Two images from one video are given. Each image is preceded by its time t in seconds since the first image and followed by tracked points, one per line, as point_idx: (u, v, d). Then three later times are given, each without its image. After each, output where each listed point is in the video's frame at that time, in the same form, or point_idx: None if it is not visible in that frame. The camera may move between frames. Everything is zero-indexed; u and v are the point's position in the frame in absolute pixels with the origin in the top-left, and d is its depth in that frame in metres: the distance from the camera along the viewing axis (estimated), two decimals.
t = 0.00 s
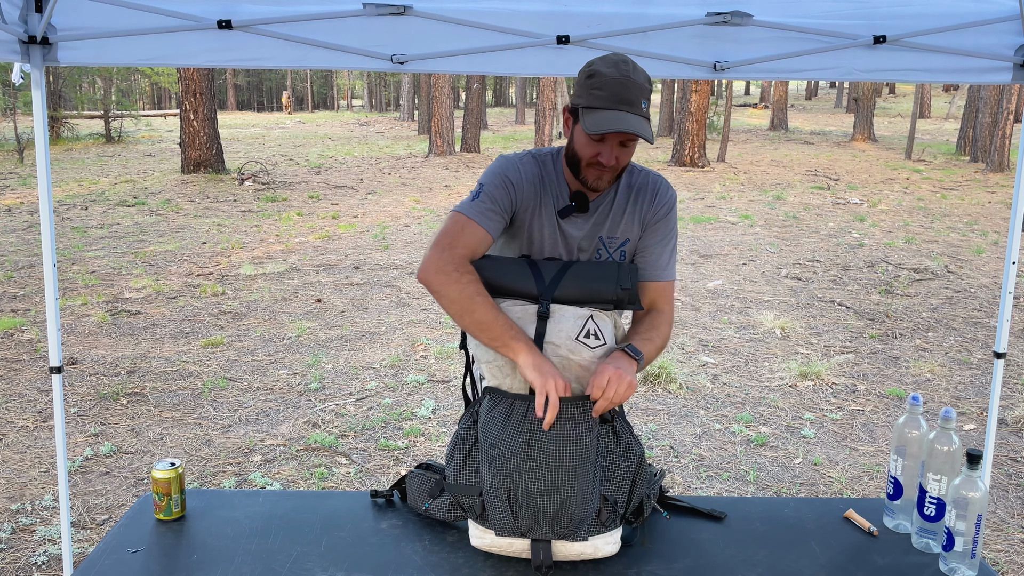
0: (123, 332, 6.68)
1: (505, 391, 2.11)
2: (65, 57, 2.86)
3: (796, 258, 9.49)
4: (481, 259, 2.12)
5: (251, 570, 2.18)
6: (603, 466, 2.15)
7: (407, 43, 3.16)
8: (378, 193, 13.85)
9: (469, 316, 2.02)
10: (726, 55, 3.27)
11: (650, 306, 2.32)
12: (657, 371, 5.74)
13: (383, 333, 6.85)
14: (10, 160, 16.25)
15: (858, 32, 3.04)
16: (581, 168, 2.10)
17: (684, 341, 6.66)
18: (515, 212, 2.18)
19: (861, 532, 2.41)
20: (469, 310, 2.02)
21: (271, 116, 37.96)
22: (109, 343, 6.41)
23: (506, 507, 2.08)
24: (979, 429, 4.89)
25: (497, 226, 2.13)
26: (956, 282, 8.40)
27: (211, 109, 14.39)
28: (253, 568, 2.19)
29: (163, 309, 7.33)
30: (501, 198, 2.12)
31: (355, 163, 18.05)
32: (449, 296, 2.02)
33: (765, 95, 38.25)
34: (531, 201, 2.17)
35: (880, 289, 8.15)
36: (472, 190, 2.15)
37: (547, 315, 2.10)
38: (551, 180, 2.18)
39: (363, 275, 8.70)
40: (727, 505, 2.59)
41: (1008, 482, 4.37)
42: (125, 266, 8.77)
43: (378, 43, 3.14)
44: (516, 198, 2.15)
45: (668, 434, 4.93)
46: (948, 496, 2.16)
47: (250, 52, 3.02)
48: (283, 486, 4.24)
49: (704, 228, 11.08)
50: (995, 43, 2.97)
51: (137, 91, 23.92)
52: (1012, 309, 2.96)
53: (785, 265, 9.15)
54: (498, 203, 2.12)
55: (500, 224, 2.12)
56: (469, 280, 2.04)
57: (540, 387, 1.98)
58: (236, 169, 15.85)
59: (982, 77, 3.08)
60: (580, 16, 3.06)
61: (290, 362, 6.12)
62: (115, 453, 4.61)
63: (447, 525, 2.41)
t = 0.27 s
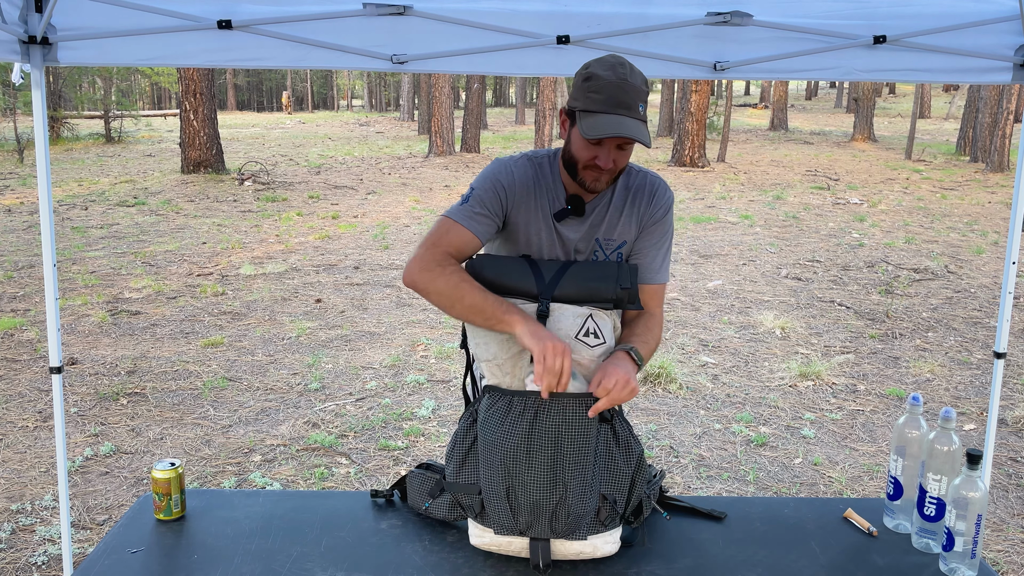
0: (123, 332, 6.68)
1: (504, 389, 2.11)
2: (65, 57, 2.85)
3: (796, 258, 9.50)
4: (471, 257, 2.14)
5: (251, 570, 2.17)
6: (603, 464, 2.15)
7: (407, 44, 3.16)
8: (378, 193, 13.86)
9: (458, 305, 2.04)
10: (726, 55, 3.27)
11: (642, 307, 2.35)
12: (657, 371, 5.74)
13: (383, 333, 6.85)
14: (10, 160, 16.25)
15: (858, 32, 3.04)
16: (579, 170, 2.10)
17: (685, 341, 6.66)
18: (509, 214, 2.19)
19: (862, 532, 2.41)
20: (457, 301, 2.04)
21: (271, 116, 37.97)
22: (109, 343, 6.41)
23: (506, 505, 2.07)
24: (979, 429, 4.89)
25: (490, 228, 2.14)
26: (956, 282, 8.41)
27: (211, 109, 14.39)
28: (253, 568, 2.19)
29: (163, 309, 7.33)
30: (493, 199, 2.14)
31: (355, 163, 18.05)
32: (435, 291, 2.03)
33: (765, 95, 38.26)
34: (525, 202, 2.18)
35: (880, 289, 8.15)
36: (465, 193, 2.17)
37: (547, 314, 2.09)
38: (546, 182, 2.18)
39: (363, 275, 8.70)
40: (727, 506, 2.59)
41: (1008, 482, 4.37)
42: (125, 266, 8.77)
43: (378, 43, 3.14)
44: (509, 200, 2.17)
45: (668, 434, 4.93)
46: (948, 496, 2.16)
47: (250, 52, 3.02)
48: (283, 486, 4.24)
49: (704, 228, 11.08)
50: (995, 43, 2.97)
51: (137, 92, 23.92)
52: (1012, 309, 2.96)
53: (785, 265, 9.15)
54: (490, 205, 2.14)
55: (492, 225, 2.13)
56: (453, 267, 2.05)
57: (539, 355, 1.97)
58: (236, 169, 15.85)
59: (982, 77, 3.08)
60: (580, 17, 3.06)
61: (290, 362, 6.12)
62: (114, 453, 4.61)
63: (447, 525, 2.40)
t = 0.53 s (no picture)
0: (123, 332, 6.68)
1: (504, 389, 2.11)
2: (65, 57, 2.86)
3: (796, 258, 9.50)
4: (463, 256, 2.17)
5: (251, 570, 2.18)
6: (603, 465, 2.15)
7: (407, 44, 3.16)
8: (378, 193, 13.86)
9: (448, 294, 2.05)
10: (726, 55, 3.27)
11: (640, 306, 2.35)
12: (657, 371, 5.74)
13: (383, 332, 6.85)
14: (10, 160, 16.25)
15: (858, 32, 3.04)
16: (576, 167, 2.11)
17: (685, 341, 6.66)
18: (504, 214, 2.21)
19: (862, 532, 2.41)
20: (446, 292, 2.04)
21: (271, 116, 37.96)
22: (109, 343, 6.41)
23: (506, 505, 2.08)
24: (979, 429, 4.89)
25: (481, 227, 2.17)
26: (956, 282, 8.41)
27: (211, 109, 14.38)
28: (253, 568, 2.19)
29: (163, 309, 7.33)
30: (484, 199, 2.17)
31: (355, 163, 18.05)
32: (425, 286, 2.05)
33: (765, 95, 38.26)
34: (519, 202, 2.19)
35: (880, 289, 8.15)
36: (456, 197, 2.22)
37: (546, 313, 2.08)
38: (542, 181, 2.20)
39: (363, 275, 8.71)
40: (728, 505, 2.59)
41: (1008, 482, 4.37)
42: (125, 266, 8.77)
43: (378, 43, 3.14)
44: (503, 200, 2.19)
45: (668, 434, 4.93)
46: (948, 496, 2.16)
47: (250, 52, 3.02)
48: (283, 486, 4.24)
49: (704, 228, 11.08)
50: (995, 43, 2.97)
51: (137, 92, 23.92)
52: (1012, 309, 2.96)
53: (785, 265, 9.15)
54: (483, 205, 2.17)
55: (482, 223, 2.17)
56: (440, 260, 2.08)
57: (530, 328, 1.94)
58: (236, 169, 15.85)
59: (981, 77, 3.08)
60: (580, 17, 3.06)
61: (290, 362, 6.12)
62: (115, 453, 4.61)
63: (447, 525, 2.41)
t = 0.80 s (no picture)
0: (123, 332, 6.68)
1: (504, 391, 2.11)
2: (65, 57, 2.86)
3: (796, 258, 9.50)
4: (458, 249, 2.16)
5: (251, 570, 2.17)
6: (603, 468, 2.15)
7: (407, 43, 3.16)
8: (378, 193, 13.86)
9: (432, 277, 2.00)
10: (726, 55, 3.27)
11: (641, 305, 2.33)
12: (657, 371, 5.74)
13: (383, 333, 6.85)
14: (10, 160, 16.25)
15: (858, 32, 3.04)
16: (574, 162, 2.11)
17: (684, 341, 6.66)
18: (501, 211, 2.21)
19: (862, 532, 2.41)
20: (429, 273, 2.00)
21: (271, 116, 37.95)
22: (109, 343, 6.41)
23: (506, 507, 2.08)
24: (979, 429, 4.89)
25: (477, 222, 2.17)
26: (956, 282, 8.41)
27: (211, 109, 14.38)
28: (253, 568, 2.19)
29: (163, 309, 7.33)
30: (480, 194, 2.18)
31: (355, 163, 18.05)
32: (409, 270, 2.01)
33: (765, 95, 38.25)
34: (516, 198, 2.20)
35: (880, 289, 8.15)
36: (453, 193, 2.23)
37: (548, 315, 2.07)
38: (540, 178, 2.20)
39: (363, 276, 8.70)
40: (728, 505, 2.59)
41: (1008, 482, 4.37)
42: (125, 266, 8.77)
43: (378, 43, 3.14)
44: (501, 197, 2.19)
45: (668, 434, 4.93)
46: (948, 496, 2.16)
47: (250, 52, 3.02)
48: (283, 486, 4.24)
49: (704, 228, 11.08)
50: (995, 43, 2.97)
51: (137, 92, 23.91)
52: (1012, 309, 2.96)
53: (785, 265, 9.15)
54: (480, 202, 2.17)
55: (476, 215, 2.16)
56: (425, 243, 2.06)
57: (508, 295, 1.86)
58: (236, 169, 15.85)
59: (982, 77, 3.08)
60: (580, 16, 3.05)
61: (290, 362, 6.12)
62: (115, 453, 4.61)
63: (447, 525, 2.40)
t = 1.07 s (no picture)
0: (123, 332, 6.68)
1: (504, 391, 2.12)
2: (65, 57, 2.85)
3: (796, 258, 9.50)
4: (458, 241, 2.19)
5: (251, 570, 2.17)
6: (603, 467, 2.15)
7: (407, 44, 3.16)
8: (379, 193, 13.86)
9: (425, 267, 2.03)
10: (726, 55, 3.27)
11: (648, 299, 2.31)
12: (657, 371, 5.74)
13: (383, 332, 6.85)
14: (10, 160, 16.25)
15: (858, 32, 3.04)
16: (567, 148, 2.12)
17: (684, 341, 6.66)
18: (497, 202, 2.22)
19: (862, 532, 2.41)
20: (416, 261, 2.03)
21: (271, 116, 37.95)
22: (109, 343, 6.41)
23: (505, 507, 2.08)
24: (979, 429, 4.89)
25: (472, 212, 2.19)
26: (956, 282, 8.41)
27: (211, 109, 14.38)
28: (252, 568, 2.19)
29: (163, 309, 7.33)
30: (476, 185, 2.19)
31: (355, 163, 18.05)
32: (402, 263, 2.06)
33: (765, 95, 38.26)
34: (511, 189, 2.21)
35: (880, 289, 8.15)
36: (451, 189, 2.27)
37: (549, 315, 2.08)
38: (537, 170, 2.21)
39: (363, 276, 8.70)
40: (728, 505, 2.60)
41: (1008, 482, 4.37)
42: (125, 266, 8.77)
43: (378, 43, 3.14)
44: (497, 189, 2.21)
45: (668, 434, 4.93)
46: (948, 496, 2.16)
47: (250, 52, 3.02)
48: (283, 486, 4.24)
49: (704, 228, 11.08)
50: (996, 43, 2.97)
51: (137, 92, 23.91)
52: (1012, 309, 2.96)
53: (785, 265, 9.15)
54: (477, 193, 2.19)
55: (471, 204, 2.18)
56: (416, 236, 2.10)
57: (483, 277, 1.84)
58: (236, 169, 15.84)
59: (982, 77, 3.08)
60: (580, 17, 3.05)
61: (290, 362, 6.12)
62: (114, 453, 4.61)
63: (447, 525, 2.40)
